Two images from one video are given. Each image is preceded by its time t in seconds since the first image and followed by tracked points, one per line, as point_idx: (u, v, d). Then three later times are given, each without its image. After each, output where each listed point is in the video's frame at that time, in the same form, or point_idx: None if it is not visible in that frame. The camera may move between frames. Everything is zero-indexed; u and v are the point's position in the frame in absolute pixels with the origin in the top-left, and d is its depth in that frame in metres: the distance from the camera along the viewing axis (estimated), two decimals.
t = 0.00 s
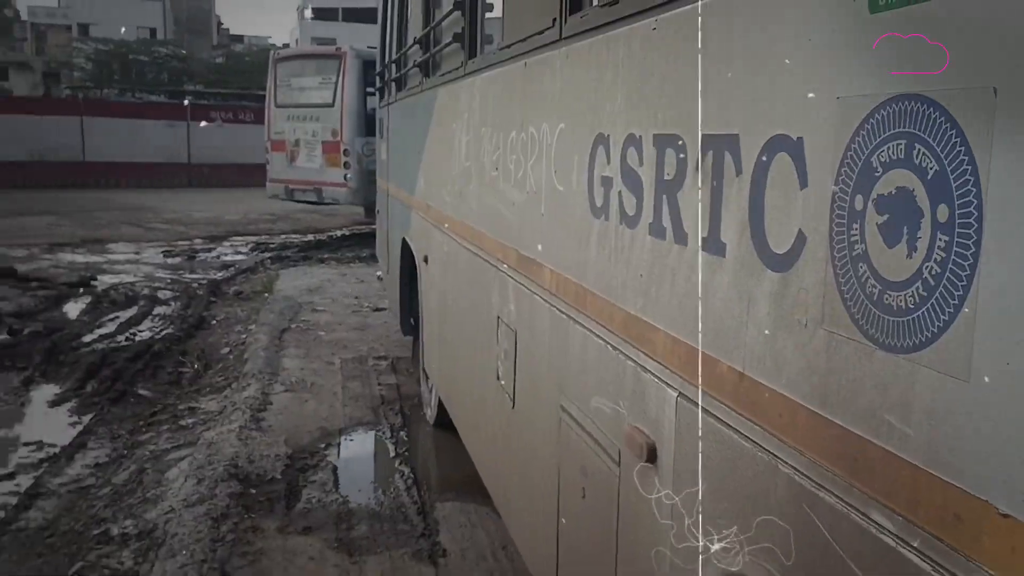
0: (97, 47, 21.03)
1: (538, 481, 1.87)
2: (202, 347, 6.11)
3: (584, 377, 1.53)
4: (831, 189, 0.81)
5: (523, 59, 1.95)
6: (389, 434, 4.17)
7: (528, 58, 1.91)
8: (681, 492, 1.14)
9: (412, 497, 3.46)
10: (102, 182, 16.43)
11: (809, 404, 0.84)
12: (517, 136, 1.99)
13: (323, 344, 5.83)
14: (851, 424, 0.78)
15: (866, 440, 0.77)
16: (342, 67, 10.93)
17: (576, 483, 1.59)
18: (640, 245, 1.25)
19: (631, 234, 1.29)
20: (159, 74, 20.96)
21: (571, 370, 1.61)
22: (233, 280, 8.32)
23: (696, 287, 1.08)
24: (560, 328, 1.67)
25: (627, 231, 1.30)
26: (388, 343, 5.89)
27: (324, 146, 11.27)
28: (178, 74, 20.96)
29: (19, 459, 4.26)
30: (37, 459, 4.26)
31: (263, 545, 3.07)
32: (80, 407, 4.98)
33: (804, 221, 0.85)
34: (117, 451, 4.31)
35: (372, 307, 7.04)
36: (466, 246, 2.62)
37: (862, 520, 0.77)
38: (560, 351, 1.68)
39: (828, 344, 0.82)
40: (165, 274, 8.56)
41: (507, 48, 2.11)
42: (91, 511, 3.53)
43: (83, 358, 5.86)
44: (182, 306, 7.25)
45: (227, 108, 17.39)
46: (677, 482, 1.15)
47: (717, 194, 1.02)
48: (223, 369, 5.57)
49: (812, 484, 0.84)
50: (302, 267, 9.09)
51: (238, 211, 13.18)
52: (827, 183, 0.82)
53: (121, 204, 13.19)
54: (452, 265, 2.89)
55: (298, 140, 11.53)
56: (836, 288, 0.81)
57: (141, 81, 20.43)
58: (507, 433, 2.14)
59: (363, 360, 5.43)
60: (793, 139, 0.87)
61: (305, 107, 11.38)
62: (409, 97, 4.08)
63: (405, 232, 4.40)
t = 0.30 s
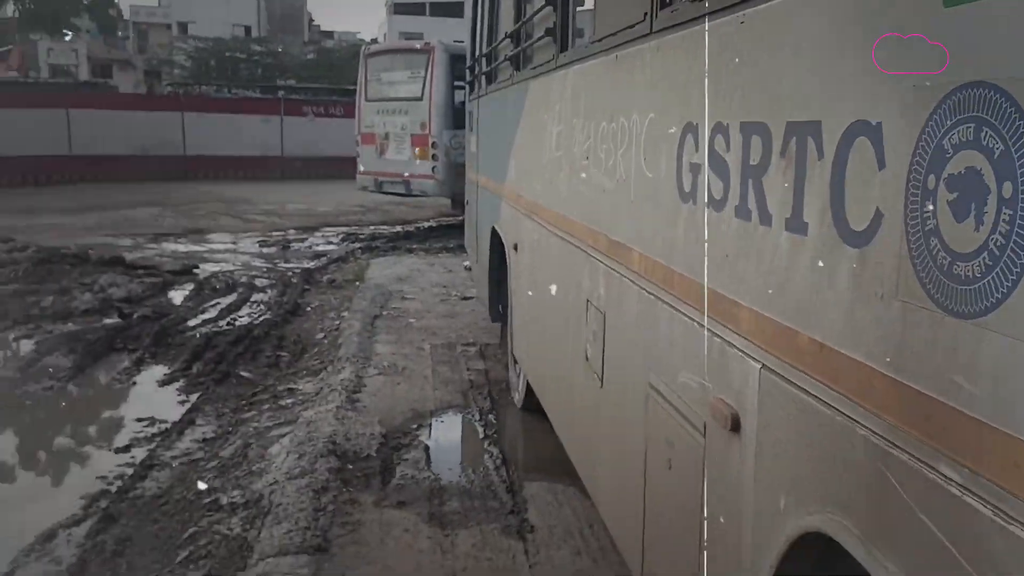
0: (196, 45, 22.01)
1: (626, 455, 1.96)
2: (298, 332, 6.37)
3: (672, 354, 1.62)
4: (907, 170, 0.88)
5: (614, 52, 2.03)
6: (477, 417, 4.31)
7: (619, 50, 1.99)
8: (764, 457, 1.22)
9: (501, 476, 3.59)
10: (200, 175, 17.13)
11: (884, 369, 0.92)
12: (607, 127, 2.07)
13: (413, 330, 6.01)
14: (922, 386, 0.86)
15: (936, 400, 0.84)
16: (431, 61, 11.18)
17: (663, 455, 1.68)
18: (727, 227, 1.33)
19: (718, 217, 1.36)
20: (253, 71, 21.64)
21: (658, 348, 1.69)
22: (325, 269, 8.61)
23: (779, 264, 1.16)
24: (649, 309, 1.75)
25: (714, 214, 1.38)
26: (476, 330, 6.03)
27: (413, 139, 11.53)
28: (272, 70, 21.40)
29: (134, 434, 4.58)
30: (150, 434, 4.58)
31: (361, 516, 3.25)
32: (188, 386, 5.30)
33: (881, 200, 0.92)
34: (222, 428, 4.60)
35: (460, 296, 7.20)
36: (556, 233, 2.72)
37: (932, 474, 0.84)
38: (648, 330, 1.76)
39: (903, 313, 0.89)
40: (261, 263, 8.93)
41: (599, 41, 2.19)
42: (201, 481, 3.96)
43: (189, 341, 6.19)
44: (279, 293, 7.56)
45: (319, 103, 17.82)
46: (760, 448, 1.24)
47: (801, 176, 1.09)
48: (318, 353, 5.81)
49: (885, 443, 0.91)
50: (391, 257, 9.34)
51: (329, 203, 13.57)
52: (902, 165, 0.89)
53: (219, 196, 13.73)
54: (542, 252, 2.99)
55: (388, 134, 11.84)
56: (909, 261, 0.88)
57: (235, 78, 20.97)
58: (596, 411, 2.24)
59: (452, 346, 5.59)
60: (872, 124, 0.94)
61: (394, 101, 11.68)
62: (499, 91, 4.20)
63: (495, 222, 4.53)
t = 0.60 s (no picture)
0: (306, 28, 22.85)
1: (722, 421, 2.03)
2: (402, 306, 6.61)
3: (769, 322, 1.67)
4: (1000, 142, 0.93)
5: (717, 29, 2.07)
6: (576, 389, 4.42)
7: (722, 28, 2.03)
8: (858, 417, 1.29)
9: (599, 446, 3.70)
10: (308, 154, 17.79)
11: (975, 331, 0.97)
12: (710, 103, 2.12)
13: (513, 305, 6.15)
14: (1010, 347, 0.91)
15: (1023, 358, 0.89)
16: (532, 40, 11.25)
17: (759, 420, 1.74)
18: (826, 198, 1.38)
19: (817, 189, 1.42)
20: (357, 52, 22.21)
21: (756, 316, 1.75)
22: (427, 246, 8.85)
23: (876, 233, 1.21)
24: (747, 280, 1.81)
25: (813, 185, 1.43)
26: (575, 306, 6.12)
27: (513, 118, 11.64)
28: (373, 51, 22.10)
29: (252, 399, 4.91)
30: (266, 399, 4.88)
31: (465, 479, 3.41)
32: (300, 354, 5.60)
33: (975, 171, 0.97)
34: (333, 394, 4.86)
35: (559, 273, 7.31)
36: (657, 208, 2.78)
37: (1016, 429, 0.90)
38: (746, 300, 1.82)
39: (994, 279, 0.94)
40: (367, 239, 9.24)
41: (703, 20, 2.23)
42: (316, 442, 4.21)
43: (300, 313, 6.50)
44: (384, 268, 7.83)
45: (420, 82, 18.14)
46: (855, 409, 1.30)
47: (899, 149, 1.14)
48: (422, 326, 6.03)
49: (974, 400, 0.97)
50: (492, 234, 9.51)
51: (431, 181, 13.86)
52: (997, 136, 0.93)
53: (326, 174, 14.20)
54: (643, 228, 3.06)
55: (490, 113, 11.99)
56: (1002, 227, 0.93)
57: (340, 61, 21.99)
58: (693, 381, 2.31)
59: (552, 321, 5.70)
60: (969, 98, 0.98)
61: (495, 80, 11.80)
62: (602, 69, 4.26)
63: (596, 199, 4.60)
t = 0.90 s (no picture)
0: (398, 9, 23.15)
1: (807, 394, 2.06)
2: (491, 282, 6.72)
3: (856, 295, 1.69)
4: None
5: (810, 4, 2.07)
6: (662, 365, 4.46)
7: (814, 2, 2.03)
8: (943, 388, 1.31)
9: (684, 422, 3.75)
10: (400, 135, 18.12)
11: None
12: (801, 78, 2.12)
13: (601, 282, 6.19)
14: None
15: None
16: (623, 18, 11.23)
17: (845, 392, 1.77)
18: (915, 171, 1.39)
19: (907, 162, 1.43)
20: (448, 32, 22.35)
21: (843, 290, 1.77)
22: (516, 224, 8.95)
23: (964, 205, 1.22)
24: (835, 253, 1.83)
25: (903, 159, 1.45)
26: (662, 284, 6.12)
27: (603, 97, 11.61)
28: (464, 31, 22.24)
29: (346, 369, 5.13)
30: (360, 370, 5.09)
31: (552, 450, 3.51)
32: (393, 328, 5.79)
33: None
34: (424, 367, 5.04)
35: (647, 251, 7.30)
36: (746, 183, 2.79)
37: None
38: (833, 274, 1.84)
39: None
40: (457, 218, 9.40)
41: None
42: (407, 412, 4.43)
43: (392, 288, 6.69)
44: (473, 246, 7.96)
45: (513, 62, 18.35)
46: (939, 379, 1.32)
47: (989, 121, 1.15)
48: (510, 303, 6.13)
49: None
50: (580, 213, 9.54)
51: (520, 160, 13.94)
52: None
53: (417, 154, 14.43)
54: (732, 205, 3.07)
55: (580, 92, 11.99)
56: None
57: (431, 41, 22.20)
58: (779, 355, 2.34)
59: (639, 299, 5.72)
60: None
61: (584, 60, 11.81)
62: (694, 46, 4.24)
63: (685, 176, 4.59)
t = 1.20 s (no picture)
0: None
1: (913, 377, 2.05)
2: (595, 264, 6.77)
3: (964, 276, 1.69)
4: None
5: None
6: (766, 349, 4.45)
7: None
8: None
9: (787, 406, 3.76)
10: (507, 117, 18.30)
11: None
12: (914, 56, 2.10)
13: (706, 265, 6.17)
14: None
15: None
16: None
17: (950, 373, 1.77)
18: None
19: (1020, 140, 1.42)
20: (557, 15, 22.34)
21: (951, 270, 1.77)
22: (622, 207, 8.95)
23: None
24: (944, 233, 1.82)
25: (1017, 136, 1.44)
26: (769, 268, 6.06)
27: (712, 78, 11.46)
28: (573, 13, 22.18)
29: (453, 345, 5.31)
30: (466, 346, 5.27)
31: (653, 427, 3.56)
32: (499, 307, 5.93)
33: None
34: (527, 345, 5.16)
35: (755, 235, 7.20)
36: (855, 164, 2.76)
37: None
38: (942, 255, 1.83)
39: None
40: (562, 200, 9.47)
41: None
42: (511, 387, 4.57)
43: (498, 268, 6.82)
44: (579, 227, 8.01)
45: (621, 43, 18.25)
46: None
47: None
48: (614, 284, 6.17)
49: None
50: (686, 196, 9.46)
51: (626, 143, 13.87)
52: None
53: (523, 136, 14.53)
54: (841, 185, 3.03)
55: (689, 74, 11.86)
56: None
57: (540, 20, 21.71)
58: (885, 338, 2.33)
59: (745, 282, 5.68)
60: None
61: (694, 41, 11.66)
62: (806, 24, 4.17)
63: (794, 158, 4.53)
